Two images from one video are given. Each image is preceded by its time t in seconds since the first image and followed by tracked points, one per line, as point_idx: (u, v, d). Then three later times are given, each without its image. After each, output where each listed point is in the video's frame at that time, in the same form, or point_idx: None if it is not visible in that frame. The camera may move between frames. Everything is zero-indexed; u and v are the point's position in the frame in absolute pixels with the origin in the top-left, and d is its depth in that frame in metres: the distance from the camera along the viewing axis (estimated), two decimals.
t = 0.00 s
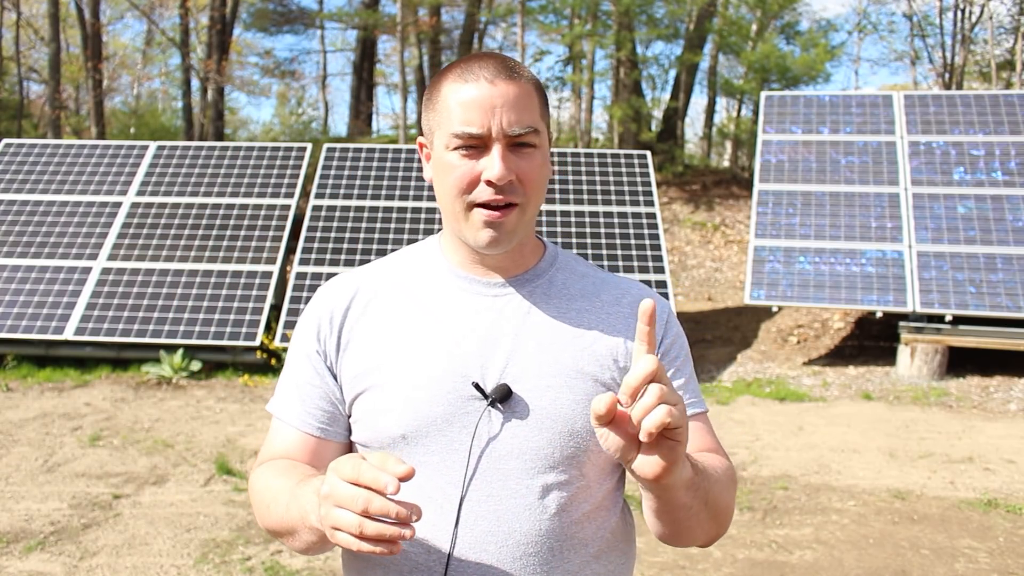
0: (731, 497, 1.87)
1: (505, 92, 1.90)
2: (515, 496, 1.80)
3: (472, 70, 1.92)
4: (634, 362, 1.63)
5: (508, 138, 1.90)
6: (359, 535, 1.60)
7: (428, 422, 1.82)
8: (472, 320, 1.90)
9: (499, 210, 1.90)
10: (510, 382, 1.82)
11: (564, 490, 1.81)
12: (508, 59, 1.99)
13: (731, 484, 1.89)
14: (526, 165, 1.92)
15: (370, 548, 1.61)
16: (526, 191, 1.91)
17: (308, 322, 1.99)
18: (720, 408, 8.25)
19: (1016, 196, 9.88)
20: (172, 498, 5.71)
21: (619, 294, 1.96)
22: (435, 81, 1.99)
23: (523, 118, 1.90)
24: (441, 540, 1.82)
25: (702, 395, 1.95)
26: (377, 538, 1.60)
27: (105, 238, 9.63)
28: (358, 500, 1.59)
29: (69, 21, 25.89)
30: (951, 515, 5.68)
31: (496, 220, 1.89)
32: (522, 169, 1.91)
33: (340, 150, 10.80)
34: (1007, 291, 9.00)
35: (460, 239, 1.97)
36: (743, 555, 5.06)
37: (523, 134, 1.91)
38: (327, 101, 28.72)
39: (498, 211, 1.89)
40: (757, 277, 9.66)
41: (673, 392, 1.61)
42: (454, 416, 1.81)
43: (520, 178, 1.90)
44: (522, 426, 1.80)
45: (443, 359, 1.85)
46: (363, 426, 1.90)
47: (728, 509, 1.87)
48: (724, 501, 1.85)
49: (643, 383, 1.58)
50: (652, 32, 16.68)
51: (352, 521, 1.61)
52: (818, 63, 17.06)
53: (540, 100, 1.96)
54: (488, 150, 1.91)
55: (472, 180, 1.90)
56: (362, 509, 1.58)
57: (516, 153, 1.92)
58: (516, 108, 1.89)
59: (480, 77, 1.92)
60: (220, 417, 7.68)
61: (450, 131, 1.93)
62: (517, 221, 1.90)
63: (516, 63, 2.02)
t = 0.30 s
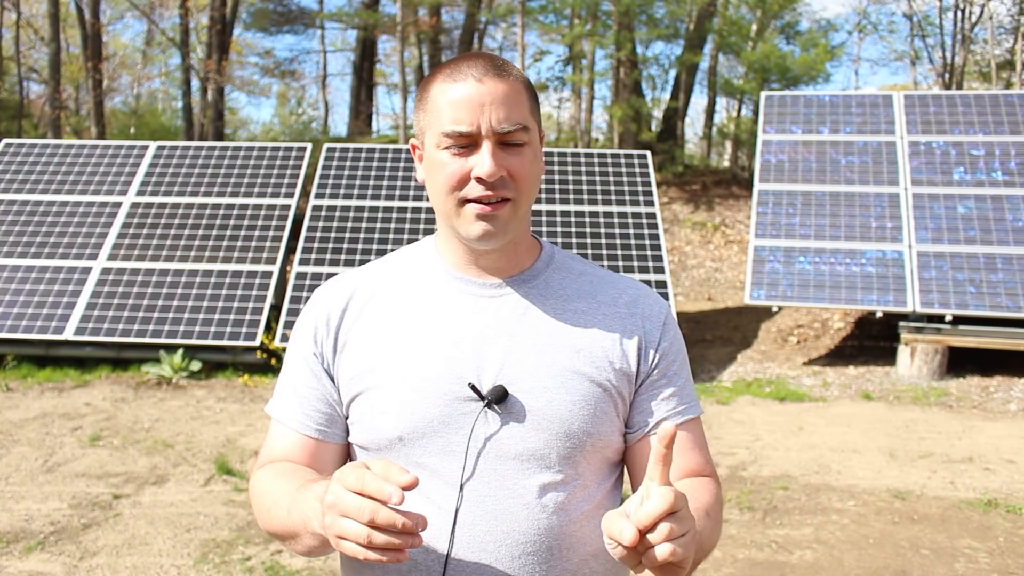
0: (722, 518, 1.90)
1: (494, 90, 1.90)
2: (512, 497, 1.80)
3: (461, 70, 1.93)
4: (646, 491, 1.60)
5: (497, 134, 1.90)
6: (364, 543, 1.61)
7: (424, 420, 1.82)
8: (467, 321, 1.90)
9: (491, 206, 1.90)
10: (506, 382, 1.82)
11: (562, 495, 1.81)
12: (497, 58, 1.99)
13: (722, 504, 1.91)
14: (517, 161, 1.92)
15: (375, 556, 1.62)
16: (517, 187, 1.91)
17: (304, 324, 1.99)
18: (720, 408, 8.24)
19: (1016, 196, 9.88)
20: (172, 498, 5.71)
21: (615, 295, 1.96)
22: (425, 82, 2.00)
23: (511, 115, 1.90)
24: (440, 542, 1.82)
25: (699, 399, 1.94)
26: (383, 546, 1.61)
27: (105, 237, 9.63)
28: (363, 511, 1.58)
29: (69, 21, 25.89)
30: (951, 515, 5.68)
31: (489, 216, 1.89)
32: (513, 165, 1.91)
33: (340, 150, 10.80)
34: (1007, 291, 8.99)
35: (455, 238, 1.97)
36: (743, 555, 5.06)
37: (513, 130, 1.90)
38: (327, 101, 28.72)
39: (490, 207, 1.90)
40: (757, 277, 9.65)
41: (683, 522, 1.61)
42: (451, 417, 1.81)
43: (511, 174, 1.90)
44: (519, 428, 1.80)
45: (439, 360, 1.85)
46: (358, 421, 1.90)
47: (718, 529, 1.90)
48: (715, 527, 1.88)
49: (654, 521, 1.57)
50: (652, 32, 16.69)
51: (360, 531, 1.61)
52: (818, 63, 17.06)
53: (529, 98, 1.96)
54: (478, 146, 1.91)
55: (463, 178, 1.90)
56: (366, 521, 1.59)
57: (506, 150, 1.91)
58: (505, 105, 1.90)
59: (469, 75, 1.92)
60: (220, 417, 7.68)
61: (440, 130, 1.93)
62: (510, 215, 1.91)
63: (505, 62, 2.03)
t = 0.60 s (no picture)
0: (726, 495, 1.87)
1: (495, 90, 1.90)
2: (507, 494, 1.80)
3: (462, 70, 1.93)
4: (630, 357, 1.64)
5: (498, 135, 1.90)
6: (365, 543, 1.60)
7: (420, 419, 1.82)
8: (464, 319, 1.90)
9: (491, 205, 1.89)
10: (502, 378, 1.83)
11: (558, 491, 1.80)
12: (498, 57, 1.99)
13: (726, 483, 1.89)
14: (517, 162, 1.92)
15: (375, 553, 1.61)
16: (516, 187, 1.91)
17: (302, 323, 1.99)
18: (720, 408, 8.24)
19: (1016, 196, 9.88)
20: (172, 498, 5.71)
21: (611, 290, 1.96)
22: (426, 81, 2.00)
23: (512, 116, 1.90)
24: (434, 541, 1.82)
25: (698, 391, 1.94)
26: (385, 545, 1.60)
27: (105, 237, 9.63)
28: (366, 507, 1.58)
29: (69, 20, 25.89)
30: (951, 515, 5.68)
31: (490, 214, 1.89)
32: (512, 165, 1.91)
33: (340, 150, 10.80)
34: (1007, 291, 8.99)
35: (453, 236, 1.97)
36: (743, 555, 5.06)
37: (513, 130, 1.91)
38: (327, 101, 28.72)
39: (490, 206, 1.89)
40: (757, 277, 9.65)
41: (672, 388, 1.62)
42: (447, 416, 1.81)
43: (511, 174, 1.90)
44: (514, 425, 1.80)
45: (437, 358, 1.85)
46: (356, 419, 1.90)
47: (722, 509, 1.87)
48: (718, 498, 1.85)
49: (639, 378, 1.59)
50: (652, 32, 16.69)
51: (362, 527, 1.60)
52: (818, 63, 17.07)
53: (529, 98, 1.95)
54: (479, 146, 1.91)
55: (463, 177, 1.90)
56: (367, 517, 1.58)
57: (506, 149, 1.91)
58: (505, 104, 1.90)
59: (470, 75, 1.93)
60: (220, 417, 7.68)
61: (441, 128, 1.93)
62: (510, 215, 1.90)
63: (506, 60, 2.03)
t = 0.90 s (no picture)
0: (744, 466, 1.86)
1: (493, 90, 1.91)
2: (506, 494, 1.80)
3: (461, 69, 1.93)
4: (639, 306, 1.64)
5: (496, 134, 1.90)
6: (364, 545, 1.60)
7: (418, 418, 1.82)
8: (462, 319, 1.90)
9: (488, 206, 1.89)
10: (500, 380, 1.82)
11: (557, 492, 1.80)
12: (498, 59, 2.00)
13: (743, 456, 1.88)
14: (515, 162, 1.92)
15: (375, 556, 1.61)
16: (514, 187, 1.91)
17: (301, 325, 1.99)
18: (720, 408, 8.24)
19: (1016, 196, 9.88)
20: (172, 498, 5.71)
21: (608, 291, 1.97)
22: (425, 82, 2.00)
23: (511, 115, 1.90)
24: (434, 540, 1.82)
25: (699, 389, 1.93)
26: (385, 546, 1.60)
27: (105, 237, 9.63)
28: (368, 513, 1.58)
29: (69, 20, 25.88)
30: (951, 515, 5.68)
31: (485, 218, 1.89)
32: (511, 166, 1.91)
33: (340, 150, 10.80)
34: (1007, 291, 8.99)
35: (451, 238, 1.97)
36: (743, 555, 5.05)
37: (511, 130, 1.90)
38: (327, 101, 28.72)
39: (487, 208, 1.89)
40: (757, 277, 9.65)
41: (683, 332, 1.63)
42: (446, 415, 1.81)
43: (509, 175, 1.90)
44: (513, 425, 1.79)
45: (436, 358, 1.85)
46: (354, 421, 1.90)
47: (741, 477, 1.86)
48: (736, 466, 1.83)
49: (649, 326, 1.60)
50: (652, 32, 16.70)
51: (364, 532, 1.60)
52: (818, 63, 17.07)
53: (528, 98, 1.96)
54: (477, 146, 1.91)
55: (461, 178, 1.90)
56: (367, 518, 1.58)
57: (504, 149, 1.91)
58: (504, 104, 1.90)
59: (469, 75, 1.93)
60: (220, 417, 7.68)
61: (439, 128, 1.93)
62: (505, 218, 1.90)
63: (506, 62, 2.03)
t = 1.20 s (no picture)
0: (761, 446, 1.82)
1: (492, 90, 1.91)
2: (507, 493, 1.79)
3: (460, 70, 1.94)
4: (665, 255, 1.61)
5: (495, 134, 1.90)
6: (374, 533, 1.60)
7: (418, 415, 1.82)
8: (460, 320, 1.90)
9: (488, 206, 1.90)
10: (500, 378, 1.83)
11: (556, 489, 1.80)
12: (496, 59, 2.00)
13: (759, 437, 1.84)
14: (514, 161, 1.92)
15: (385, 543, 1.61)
16: (514, 187, 1.91)
17: (302, 325, 1.99)
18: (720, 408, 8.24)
19: (1016, 196, 9.88)
20: (172, 498, 5.71)
21: (607, 287, 1.97)
22: (423, 82, 2.00)
23: (510, 115, 1.90)
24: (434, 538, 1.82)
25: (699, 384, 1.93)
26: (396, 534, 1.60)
27: (105, 237, 9.63)
28: (381, 499, 1.58)
29: (69, 20, 25.88)
30: (951, 515, 5.68)
31: (485, 217, 1.89)
32: (510, 165, 1.91)
33: (340, 150, 10.81)
34: (1007, 291, 8.99)
35: (450, 239, 1.97)
36: (743, 555, 5.05)
37: (510, 130, 1.90)
38: (327, 101, 28.72)
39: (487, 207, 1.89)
40: (757, 277, 9.65)
41: (712, 284, 1.59)
42: (446, 413, 1.81)
43: (509, 174, 1.90)
44: (511, 422, 1.79)
45: (438, 356, 1.85)
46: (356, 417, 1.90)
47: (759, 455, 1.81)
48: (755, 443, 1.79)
49: (677, 273, 1.56)
50: (652, 32, 16.71)
51: (376, 520, 1.60)
52: (818, 63, 17.07)
53: (527, 99, 1.96)
54: (477, 145, 1.91)
55: (461, 178, 1.90)
56: (375, 505, 1.58)
57: (503, 149, 1.91)
58: (503, 104, 1.90)
59: (468, 76, 1.93)
60: (220, 417, 7.68)
61: (439, 128, 1.93)
62: (506, 217, 1.90)
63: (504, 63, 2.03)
